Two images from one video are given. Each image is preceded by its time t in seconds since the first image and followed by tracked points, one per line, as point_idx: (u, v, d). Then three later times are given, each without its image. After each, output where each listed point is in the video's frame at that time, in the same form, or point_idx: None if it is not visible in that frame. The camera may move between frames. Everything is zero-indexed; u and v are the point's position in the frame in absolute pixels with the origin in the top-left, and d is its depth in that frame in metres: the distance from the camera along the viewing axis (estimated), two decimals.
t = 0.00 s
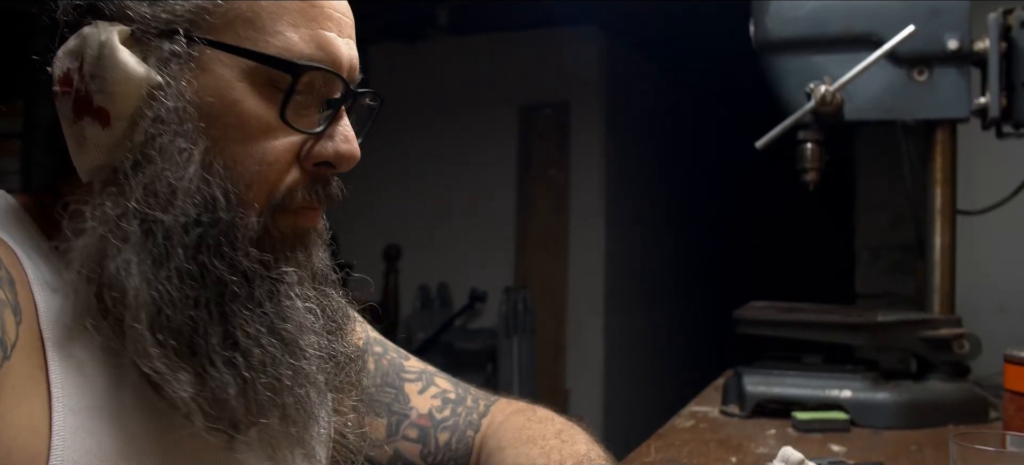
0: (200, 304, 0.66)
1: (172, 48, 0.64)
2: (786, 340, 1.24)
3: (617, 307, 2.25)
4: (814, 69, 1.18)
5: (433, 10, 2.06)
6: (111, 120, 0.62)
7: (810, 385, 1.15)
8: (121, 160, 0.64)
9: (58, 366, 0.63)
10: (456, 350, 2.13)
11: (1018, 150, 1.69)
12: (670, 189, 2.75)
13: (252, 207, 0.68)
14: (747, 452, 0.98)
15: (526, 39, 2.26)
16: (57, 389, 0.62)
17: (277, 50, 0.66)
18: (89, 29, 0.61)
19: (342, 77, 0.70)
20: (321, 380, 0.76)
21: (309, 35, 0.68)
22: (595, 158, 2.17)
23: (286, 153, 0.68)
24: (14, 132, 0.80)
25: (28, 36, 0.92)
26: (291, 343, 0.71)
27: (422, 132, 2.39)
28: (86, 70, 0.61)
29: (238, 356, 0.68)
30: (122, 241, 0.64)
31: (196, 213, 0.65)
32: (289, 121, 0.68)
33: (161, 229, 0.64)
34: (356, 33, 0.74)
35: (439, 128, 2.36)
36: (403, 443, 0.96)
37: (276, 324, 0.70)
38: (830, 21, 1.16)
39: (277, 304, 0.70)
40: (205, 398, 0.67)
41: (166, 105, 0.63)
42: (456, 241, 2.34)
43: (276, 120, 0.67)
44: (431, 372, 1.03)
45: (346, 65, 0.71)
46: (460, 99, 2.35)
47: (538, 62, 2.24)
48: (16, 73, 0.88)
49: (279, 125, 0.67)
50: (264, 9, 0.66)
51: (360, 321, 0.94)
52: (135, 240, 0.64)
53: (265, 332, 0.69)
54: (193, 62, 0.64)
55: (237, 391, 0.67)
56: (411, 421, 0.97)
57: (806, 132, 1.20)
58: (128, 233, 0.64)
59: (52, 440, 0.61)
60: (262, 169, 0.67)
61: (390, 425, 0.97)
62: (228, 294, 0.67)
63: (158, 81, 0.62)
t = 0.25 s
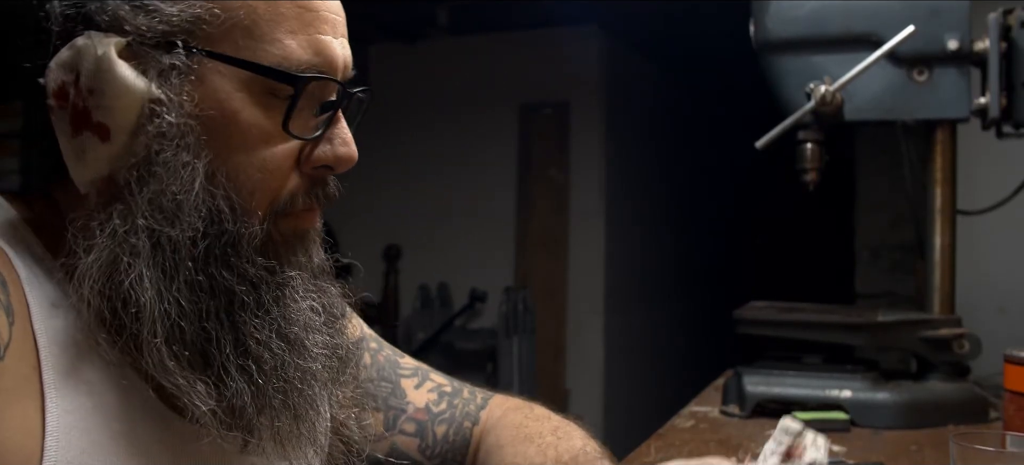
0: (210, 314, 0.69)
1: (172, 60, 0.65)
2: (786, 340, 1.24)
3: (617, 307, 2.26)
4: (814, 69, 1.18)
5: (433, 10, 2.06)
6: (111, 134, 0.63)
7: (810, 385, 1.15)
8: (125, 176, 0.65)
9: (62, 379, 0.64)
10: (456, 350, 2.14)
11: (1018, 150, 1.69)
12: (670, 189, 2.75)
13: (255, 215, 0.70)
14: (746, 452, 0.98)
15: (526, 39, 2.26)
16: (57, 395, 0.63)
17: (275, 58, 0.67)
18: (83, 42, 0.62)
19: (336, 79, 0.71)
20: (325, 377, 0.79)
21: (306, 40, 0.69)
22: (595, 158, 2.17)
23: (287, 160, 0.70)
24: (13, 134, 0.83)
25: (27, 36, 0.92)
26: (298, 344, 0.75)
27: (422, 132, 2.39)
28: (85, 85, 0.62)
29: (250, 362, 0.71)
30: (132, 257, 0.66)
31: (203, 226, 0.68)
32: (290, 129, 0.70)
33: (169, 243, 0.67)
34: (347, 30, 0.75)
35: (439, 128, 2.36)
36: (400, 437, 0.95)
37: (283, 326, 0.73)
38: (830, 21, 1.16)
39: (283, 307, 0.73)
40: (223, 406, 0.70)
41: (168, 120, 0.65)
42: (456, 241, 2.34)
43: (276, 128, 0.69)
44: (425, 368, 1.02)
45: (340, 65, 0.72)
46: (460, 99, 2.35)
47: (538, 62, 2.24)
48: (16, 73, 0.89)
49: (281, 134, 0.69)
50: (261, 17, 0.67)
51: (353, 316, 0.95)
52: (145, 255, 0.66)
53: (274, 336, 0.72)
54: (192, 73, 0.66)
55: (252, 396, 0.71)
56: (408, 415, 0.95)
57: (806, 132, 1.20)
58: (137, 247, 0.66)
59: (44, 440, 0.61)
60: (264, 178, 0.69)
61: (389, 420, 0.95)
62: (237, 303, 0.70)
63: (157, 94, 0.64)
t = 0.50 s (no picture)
0: (204, 322, 0.69)
1: (156, 70, 0.64)
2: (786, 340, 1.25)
3: (617, 307, 2.25)
4: (814, 69, 1.18)
5: (433, 10, 2.06)
6: (98, 145, 0.62)
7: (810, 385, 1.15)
8: (115, 186, 0.65)
9: (55, 392, 0.64)
10: (456, 351, 2.16)
11: (1018, 150, 1.69)
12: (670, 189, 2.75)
13: (246, 220, 0.70)
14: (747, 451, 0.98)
15: (526, 39, 2.26)
16: (48, 407, 0.63)
17: (261, 63, 0.66)
18: (65, 51, 0.60)
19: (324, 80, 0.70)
20: (321, 379, 0.80)
21: (292, 42, 0.67)
22: (595, 158, 2.17)
23: (276, 164, 0.69)
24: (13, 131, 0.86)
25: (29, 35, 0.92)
26: (292, 347, 0.75)
27: (422, 132, 2.39)
28: (68, 97, 0.60)
29: (246, 368, 0.71)
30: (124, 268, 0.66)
31: (193, 235, 0.68)
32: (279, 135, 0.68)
33: (160, 252, 0.67)
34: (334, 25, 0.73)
35: (439, 128, 2.36)
36: (397, 433, 0.94)
37: (277, 330, 0.73)
38: (830, 20, 1.16)
39: (276, 311, 0.73)
40: (219, 414, 0.70)
41: (154, 130, 0.64)
42: (456, 241, 2.34)
43: (264, 134, 0.68)
44: (419, 366, 1.02)
45: (329, 63, 0.71)
46: (460, 99, 2.35)
47: (538, 62, 2.24)
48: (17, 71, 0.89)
49: (270, 139, 0.68)
50: (246, 21, 0.65)
51: (346, 314, 0.94)
52: (138, 266, 0.66)
53: (268, 340, 0.73)
54: (176, 81, 0.65)
55: (248, 402, 0.71)
56: (405, 412, 0.95)
57: (806, 132, 1.20)
58: (128, 259, 0.66)
59: (35, 445, 0.62)
60: (254, 183, 0.68)
61: (384, 416, 0.95)
62: (230, 310, 0.70)
63: (142, 104, 0.63)
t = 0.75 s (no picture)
0: (193, 326, 0.69)
1: (139, 73, 0.64)
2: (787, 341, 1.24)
3: (617, 307, 2.26)
4: (814, 69, 1.18)
5: (433, 10, 2.06)
6: (81, 149, 0.62)
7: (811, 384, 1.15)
8: (101, 192, 0.65)
9: (47, 397, 0.64)
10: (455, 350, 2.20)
11: (1018, 150, 1.69)
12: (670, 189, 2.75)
13: (233, 222, 0.70)
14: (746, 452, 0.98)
15: (525, 39, 2.26)
16: (40, 409, 0.63)
17: (247, 63, 0.66)
18: (46, 55, 0.60)
19: (312, 77, 0.70)
20: (312, 378, 0.80)
21: (278, 41, 0.67)
22: (595, 158, 2.17)
23: (262, 164, 0.69)
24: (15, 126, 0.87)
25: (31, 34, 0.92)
26: (283, 347, 0.75)
27: (422, 132, 2.38)
28: (50, 101, 0.61)
29: (236, 371, 0.71)
30: (111, 273, 0.66)
31: (181, 239, 0.68)
32: (265, 136, 0.68)
33: (148, 257, 0.67)
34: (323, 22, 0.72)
35: (439, 128, 2.36)
36: (392, 426, 0.94)
37: (267, 330, 0.74)
38: (830, 21, 1.16)
39: (267, 312, 0.74)
40: (210, 416, 0.70)
41: (137, 134, 0.64)
42: (456, 241, 2.34)
43: (250, 135, 0.68)
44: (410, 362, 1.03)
45: (317, 60, 0.70)
46: (460, 99, 2.35)
47: (538, 62, 2.24)
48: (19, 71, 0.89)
49: (256, 140, 0.68)
50: (230, 21, 0.65)
51: (338, 312, 0.94)
52: (125, 271, 0.66)
53: (259, 342, 0.73)
54: (160, 84, 0.65)
55: (239, 403, 0.71)
56: (399, 404, 0.95)
57: (806, 132, 1.20)
58: (116, 264, 0.66)
59: (26, 443, 0.62)
60: (241, 183, 0.68)
61: (378, 410, 0.95)
62: (220, 313, 0.70)
63: (125, 107, 0.63)
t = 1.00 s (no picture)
0: (188, 330, 0.70)
1: (129, 80, 0.64)
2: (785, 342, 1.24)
3: (617, 307, 2.26)
4: (814, 70, 1.18)
5: (433, 10, 2.06)
6: (73, 156, 0.62)
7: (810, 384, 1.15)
8: (94, 198, 0.65)
9: (43, 401, 0.64)
10: (455, 350, 2.22)
11: (1018, 151, 1.69)
12: (670, 189, 2.75)
13: (228, 226, 0.70)
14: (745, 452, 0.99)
15: (526, 39, 2.26)
16: (38, 413, 0.63)
17: (239, 68, 0.65)
18: (35, 61, 0.61)
19: (303, 79, 0.69)
20: (308, 379, 0.80)
21: (269, 44, 0.66)
22: (595, 158, 2.17)
23: (256, 168, 0.69)
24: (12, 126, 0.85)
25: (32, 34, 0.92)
26: (279, 349, 0.75)
27: (422, 132, 2.38)
28: (41, 108, 0.61)
29: (232, 374, 0.72)
30: (105, 280, 0.66)
31: (175, 244, 0.68)
32: (258, 140, 0.68)
33: (142, 263, 0.67)
34: (314, 23, 0.72)
35: (439, 128, 2.36)
36: (393, 419, 0.93)
37: (262, 332, 0.74)
38: (830, 21, 1.16)
39: (262, 314, 0.74)
40: (206, 421, 0.70)
41: (127, 140, 0.64)
42: (456, 241, 2.34)
43: (242, 140, 0.68)
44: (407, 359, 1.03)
45: (308, 61, 0.70)
46: (460, 99, 2.35)
47: (538, 62, 2.24)
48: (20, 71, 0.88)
49: (248, 145, 0.68)
50: (221, 25, 0.64)
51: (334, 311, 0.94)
52: (120, 278, 0.66)
53: (254, 345, 0.73)
54: (152, 90, 0.65)
55: (236, 407, 0.72)
56: (400, 398, 0.95)
57: (807, 132, 1.20)
58: (111, 271, 0.66)
59: (24, 444, 0.62)
60: (234, 186, 0.69)
61: (378, 404, 0.94)
62: (215, 317, 0.70)
63: (117, 113, 0.63)
